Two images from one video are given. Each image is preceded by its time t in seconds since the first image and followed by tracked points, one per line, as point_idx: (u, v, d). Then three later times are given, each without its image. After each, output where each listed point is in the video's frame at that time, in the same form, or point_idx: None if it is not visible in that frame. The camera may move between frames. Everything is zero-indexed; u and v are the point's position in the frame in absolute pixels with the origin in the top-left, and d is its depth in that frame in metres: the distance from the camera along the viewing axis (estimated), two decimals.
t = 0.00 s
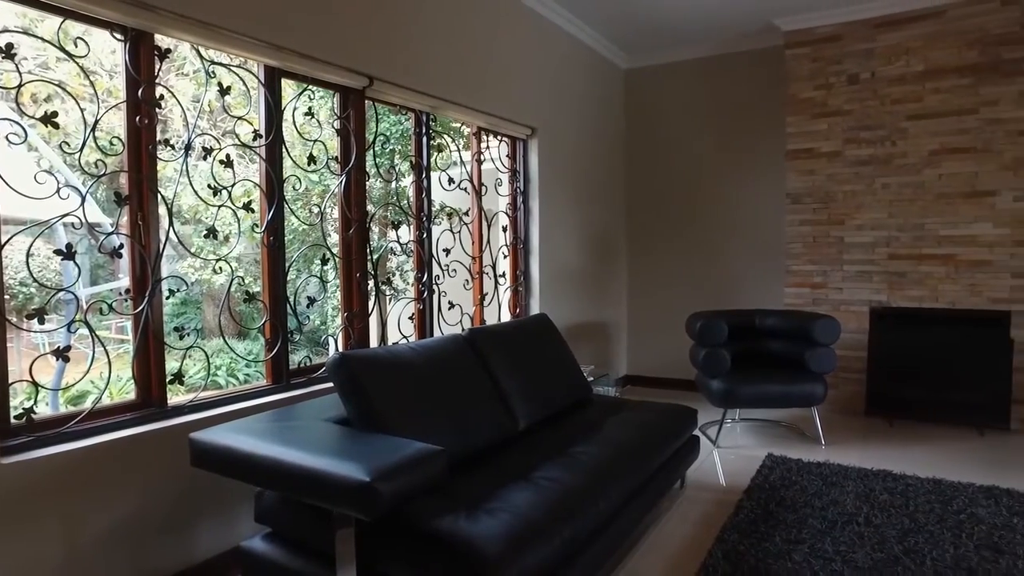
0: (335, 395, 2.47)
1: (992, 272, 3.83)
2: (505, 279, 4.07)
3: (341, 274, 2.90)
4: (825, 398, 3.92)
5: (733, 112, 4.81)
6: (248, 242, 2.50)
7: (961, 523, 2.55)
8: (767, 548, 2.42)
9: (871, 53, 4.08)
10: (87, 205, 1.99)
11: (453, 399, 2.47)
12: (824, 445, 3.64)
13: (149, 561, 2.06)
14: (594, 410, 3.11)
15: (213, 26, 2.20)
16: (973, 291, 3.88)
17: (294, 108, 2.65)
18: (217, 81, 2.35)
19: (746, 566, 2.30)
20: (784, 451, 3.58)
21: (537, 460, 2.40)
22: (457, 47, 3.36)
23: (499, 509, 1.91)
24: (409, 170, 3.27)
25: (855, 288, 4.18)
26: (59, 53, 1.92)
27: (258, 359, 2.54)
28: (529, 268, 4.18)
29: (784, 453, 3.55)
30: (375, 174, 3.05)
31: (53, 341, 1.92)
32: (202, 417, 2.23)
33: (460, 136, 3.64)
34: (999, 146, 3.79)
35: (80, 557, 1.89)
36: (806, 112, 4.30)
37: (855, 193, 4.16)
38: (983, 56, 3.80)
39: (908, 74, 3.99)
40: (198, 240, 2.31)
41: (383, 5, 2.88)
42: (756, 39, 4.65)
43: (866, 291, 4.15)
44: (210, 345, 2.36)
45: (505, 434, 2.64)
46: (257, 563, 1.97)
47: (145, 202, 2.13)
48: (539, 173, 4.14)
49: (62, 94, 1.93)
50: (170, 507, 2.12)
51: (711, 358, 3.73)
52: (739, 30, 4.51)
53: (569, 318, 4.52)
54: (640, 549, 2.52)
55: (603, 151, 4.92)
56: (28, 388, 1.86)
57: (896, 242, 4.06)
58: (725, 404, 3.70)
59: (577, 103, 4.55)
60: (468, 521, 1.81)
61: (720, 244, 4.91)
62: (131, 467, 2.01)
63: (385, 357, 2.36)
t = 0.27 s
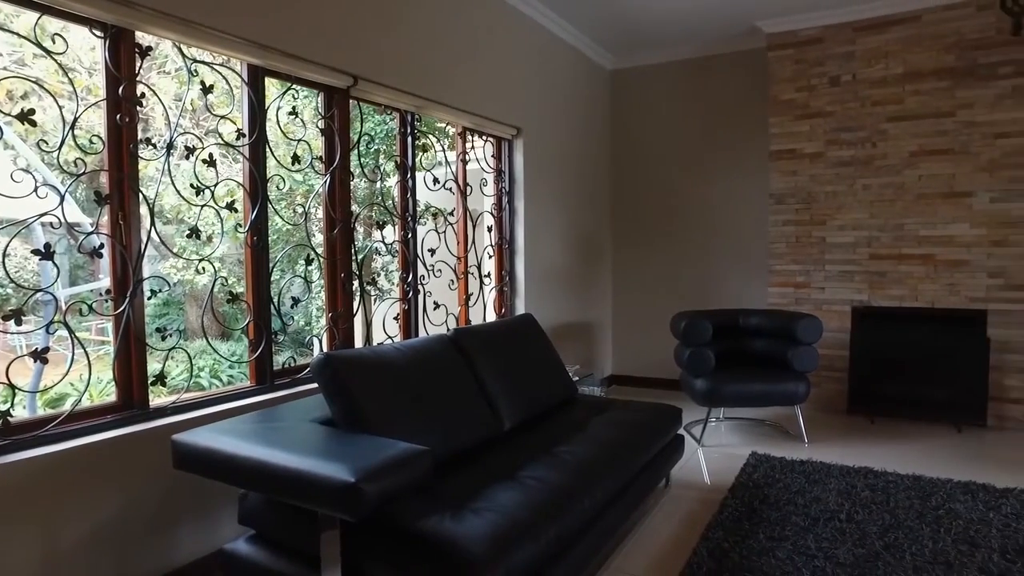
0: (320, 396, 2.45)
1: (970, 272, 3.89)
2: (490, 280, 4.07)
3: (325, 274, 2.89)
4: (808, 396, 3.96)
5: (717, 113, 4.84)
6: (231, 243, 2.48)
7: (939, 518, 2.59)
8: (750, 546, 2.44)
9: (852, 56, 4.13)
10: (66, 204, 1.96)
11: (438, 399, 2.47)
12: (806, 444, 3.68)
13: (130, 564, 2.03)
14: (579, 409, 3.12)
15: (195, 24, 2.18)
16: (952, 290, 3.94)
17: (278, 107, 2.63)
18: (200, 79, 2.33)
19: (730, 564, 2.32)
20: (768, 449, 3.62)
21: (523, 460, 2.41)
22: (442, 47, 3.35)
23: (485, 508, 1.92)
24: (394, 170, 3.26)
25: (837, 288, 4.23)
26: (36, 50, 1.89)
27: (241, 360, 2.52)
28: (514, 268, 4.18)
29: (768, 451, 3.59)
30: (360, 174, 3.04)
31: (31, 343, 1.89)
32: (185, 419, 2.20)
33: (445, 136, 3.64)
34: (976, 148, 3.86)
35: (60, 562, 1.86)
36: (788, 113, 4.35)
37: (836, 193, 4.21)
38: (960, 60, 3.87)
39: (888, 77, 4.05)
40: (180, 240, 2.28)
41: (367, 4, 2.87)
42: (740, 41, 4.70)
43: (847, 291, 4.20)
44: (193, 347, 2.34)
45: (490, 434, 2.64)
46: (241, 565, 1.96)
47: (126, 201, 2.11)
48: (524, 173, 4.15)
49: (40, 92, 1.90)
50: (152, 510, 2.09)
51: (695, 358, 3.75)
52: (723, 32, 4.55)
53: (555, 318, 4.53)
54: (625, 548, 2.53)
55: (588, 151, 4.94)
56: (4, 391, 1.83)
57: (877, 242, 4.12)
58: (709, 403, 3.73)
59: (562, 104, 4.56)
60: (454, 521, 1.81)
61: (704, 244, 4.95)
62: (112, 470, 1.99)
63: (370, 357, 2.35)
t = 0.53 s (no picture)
0: (304, 398, 2.44)
1: (949, 272, 3.95)
2: (476, 280, 4.07)
3: (310, 274, 2.87)
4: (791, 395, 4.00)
5: (701, 114, 4.88)
6: (214, 243, 2.46)
7: (919, 515, 2.62)
8: (735, 544, 2.46)
9: (834, 59, 4.18)
10: (44, 204, 1.93)
11: (424, 400, 2.46)
12: (790, 442, 3.71)
13: (111, 569, 2.00)
14: (565, 410, 3.13)
15: (176, 22, 2.15)
16: (931, 290, 4.00)
17: (262, 107, 2.61)
18: (182, 78, 2.31)
19: (715, 562, 2.33)
20: (752, 448, 3.65)
21: (509, 460, 2.41)
22: (427, 48, 3.35)
23: (470, 509, 1.91)
24: (379, 170, 3.24)
25: (819, 288, 4.28)
26: (12, 46, 1.86)
27: (225, 362, 2.50)
28: (499, 269, 4.17)
29: (752, 450, 3.62)
30: (344, 174, 3.02)
31: (8, 346, 1.86)
32: (167, 422, 2.18)
33: (430, 136, 3.63)
34: (954, 150, 3.92)
35: (39, 568, 1.83)
36: (772, 115, 4.39)
37: (819, 194, 4.26)
38: (939, 63, 3.92)
39: (869, 80, 4.10)
40: (162, 241, 2.26)
41: (351, 4, 2.86)
42: (724, 43, 4.73)
43: (830, 291, 4.25)
44: (175, 348, 2.31)
45: (476, 434, 2.64)
46: (224, 569, 1.94)
47: (106, 201, 2.08)
48: (509, 174, 4.15)
49: (16, 89, 1.87)
50: (134, 514, 2.07)
51: (680, 357, 3.78)
52: (707, 34, 4.58)
53: (540, 319, 4.54)
54: (611, 547, 2.54)
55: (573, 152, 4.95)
56: None
57: (858, 242, 4.17)
58: (694, 402, 3.75)
59: (547, 104, 4.57)
60: (439, 523, 1.80)
61: (689, 245, 4.98)
62: (93, 474, 1.96)
63: (354, 358, 2.34)
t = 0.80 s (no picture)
0: (289, 399, 2.42)
1: (928, 272, 4.01)
2: (461, 280, 4.06)
3: (294, 275, 2.85)
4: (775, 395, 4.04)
5: (686, 116, 4.91)
6: (197, 244, 2.43)
7: (900, 511, 2.66)
8: (720, 543, 2.48)
9: (816, 61, 4.22)
10: (21, 203, 1.89)
11: (409, 401, 2.45)
12: (774, 441, 3.74)
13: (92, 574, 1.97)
14: (551, 410, 3.13)
15: (157, 19, 2.13)
16: (911, 290, 4.06)
17: (245, 106, 2.59)
18: (164, 76, 2.28)
19: (700, 561, 2.35)
20: (737, 447, 3.68)
21: (495, 461, 2.40)
22: (411, 48, 3.34)
23: (456, 510, 1.91)
24: (363, 170, 3.23)
25: (802, 288, 4.32)
26: None
27: (208, 363, 2.47)
28: (485, 269, 4.17)
29: (736, 449, 3.64)
30: (329, 174, 3.00)
31: None
32: (149, 425, 2.15)
33: (415, 136, 3.61)
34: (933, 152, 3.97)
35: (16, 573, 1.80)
36: (755, 116, 4.42)
37: (802, 195, 4.30)
38: (918, 66, 3.98)
39: (850, 82, 4.15)
40: (144, 241, 2.23)
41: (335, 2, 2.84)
42: (708, 45, 4.77)
43: (812, 291, 4.29)
44: (157, 350, 2.28)
45: (462, 435, 2.63)
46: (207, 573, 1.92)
47: (86, 200, 2.05)
48: (494, 174, 4.15)
49: None
50: (115, 518, 2.04)
51: (665, 357, 3.80)
52: (691, 36, 4.61)
53: (526, 319, 4.54)
54: (597, 547, 2.55)
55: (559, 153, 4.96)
56: None
57: (841, 242, 4.22)
58: (679, 402, 3.77)
59: (533, 105, 4.58)
60: (425, 524, 1.80)
61: (674, 245, 5.01)
62: (72, 477, 1.92)
63: (339, 360, 2.32)
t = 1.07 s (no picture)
0: (273, 401, 2.40)
1: (909, 272, 4.07)
2: (447, 281, 4.05)
3: (278, 275, 2.82)
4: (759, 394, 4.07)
5: (671, 117, 4.94)
6: (180, 244, 2.40)
7: (882, 509, 2.69)
8: (706, 542, 2.49)
9: (799, 63, 4.27)
10: None
11: (395, 402, 2.44)
12: (758, 440, 3.78)
13: None
14: (537, 410, 3.14)
15: (138, 16, 2.10)
16: (892, 289, 4.11)
17: (229, 105, 2.57)
18: (145, 75, 2.25)
19: (686, 560, 2.36)
20: (722, 447, 3.70)
21: (481, 461, 2.40)
22: (397, 47, 3.32)
23: (442, 511, 1.90)
24: (349, 170, 3.21)
25: (786, 288, 4.36)
26: None
27: (191, 365, 2.44)
28: (471, 269, 4.16)
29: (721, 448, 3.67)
30: (314, 174, 2.98)
31: None
32: (130, 428, 2.12)
33: (401, 136, 3.60)
34: (913, 154, 4.03)
35: None
36: (739, 117, 4.46)
37: (786, 196, 4.34)
38: (899, 70, 4.04)
39: (832, 84, 4.20)
40: (125, 242, 2.20)
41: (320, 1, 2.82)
42: (692, 47, 4.80)
43: (796, 291, 4.34)
44: (139, 352, 2.25)
45: (448, 436, 2.63)
46: None
47: (65, 200, 2.02)
48: (480, 175, 4.15)
49: None
50: (96, 522, 2.01)
51: (650, 357, 3.82)
52: (676, 37, 4.64)
53: (512, 320, 4.54)
54: (584, 547, 2.55)
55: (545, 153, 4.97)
56: None
57: (824, 243, 4.26)
58: (665, 402, 3.79)
59: (519, 105, 4.58)
60: (411, 525, 1.79)
61: (659, 246, 5.03)
62: (52, 481, 1.89)
63: (324, 360, 2.31)
